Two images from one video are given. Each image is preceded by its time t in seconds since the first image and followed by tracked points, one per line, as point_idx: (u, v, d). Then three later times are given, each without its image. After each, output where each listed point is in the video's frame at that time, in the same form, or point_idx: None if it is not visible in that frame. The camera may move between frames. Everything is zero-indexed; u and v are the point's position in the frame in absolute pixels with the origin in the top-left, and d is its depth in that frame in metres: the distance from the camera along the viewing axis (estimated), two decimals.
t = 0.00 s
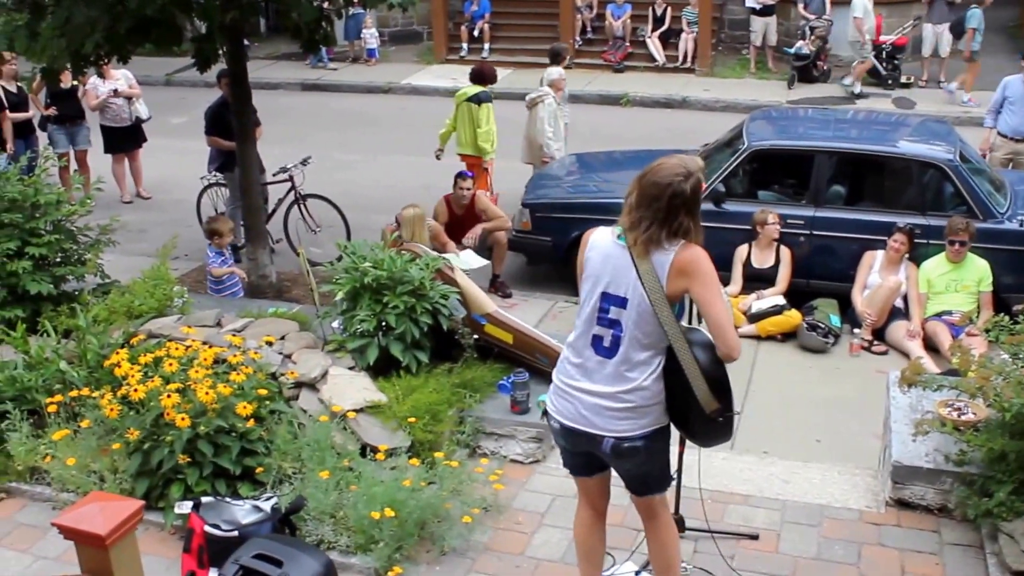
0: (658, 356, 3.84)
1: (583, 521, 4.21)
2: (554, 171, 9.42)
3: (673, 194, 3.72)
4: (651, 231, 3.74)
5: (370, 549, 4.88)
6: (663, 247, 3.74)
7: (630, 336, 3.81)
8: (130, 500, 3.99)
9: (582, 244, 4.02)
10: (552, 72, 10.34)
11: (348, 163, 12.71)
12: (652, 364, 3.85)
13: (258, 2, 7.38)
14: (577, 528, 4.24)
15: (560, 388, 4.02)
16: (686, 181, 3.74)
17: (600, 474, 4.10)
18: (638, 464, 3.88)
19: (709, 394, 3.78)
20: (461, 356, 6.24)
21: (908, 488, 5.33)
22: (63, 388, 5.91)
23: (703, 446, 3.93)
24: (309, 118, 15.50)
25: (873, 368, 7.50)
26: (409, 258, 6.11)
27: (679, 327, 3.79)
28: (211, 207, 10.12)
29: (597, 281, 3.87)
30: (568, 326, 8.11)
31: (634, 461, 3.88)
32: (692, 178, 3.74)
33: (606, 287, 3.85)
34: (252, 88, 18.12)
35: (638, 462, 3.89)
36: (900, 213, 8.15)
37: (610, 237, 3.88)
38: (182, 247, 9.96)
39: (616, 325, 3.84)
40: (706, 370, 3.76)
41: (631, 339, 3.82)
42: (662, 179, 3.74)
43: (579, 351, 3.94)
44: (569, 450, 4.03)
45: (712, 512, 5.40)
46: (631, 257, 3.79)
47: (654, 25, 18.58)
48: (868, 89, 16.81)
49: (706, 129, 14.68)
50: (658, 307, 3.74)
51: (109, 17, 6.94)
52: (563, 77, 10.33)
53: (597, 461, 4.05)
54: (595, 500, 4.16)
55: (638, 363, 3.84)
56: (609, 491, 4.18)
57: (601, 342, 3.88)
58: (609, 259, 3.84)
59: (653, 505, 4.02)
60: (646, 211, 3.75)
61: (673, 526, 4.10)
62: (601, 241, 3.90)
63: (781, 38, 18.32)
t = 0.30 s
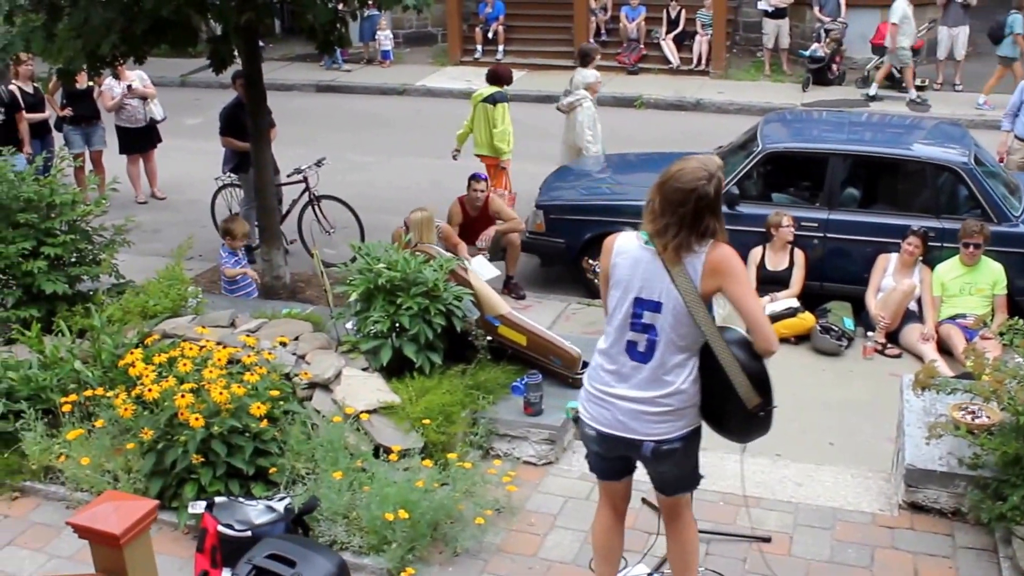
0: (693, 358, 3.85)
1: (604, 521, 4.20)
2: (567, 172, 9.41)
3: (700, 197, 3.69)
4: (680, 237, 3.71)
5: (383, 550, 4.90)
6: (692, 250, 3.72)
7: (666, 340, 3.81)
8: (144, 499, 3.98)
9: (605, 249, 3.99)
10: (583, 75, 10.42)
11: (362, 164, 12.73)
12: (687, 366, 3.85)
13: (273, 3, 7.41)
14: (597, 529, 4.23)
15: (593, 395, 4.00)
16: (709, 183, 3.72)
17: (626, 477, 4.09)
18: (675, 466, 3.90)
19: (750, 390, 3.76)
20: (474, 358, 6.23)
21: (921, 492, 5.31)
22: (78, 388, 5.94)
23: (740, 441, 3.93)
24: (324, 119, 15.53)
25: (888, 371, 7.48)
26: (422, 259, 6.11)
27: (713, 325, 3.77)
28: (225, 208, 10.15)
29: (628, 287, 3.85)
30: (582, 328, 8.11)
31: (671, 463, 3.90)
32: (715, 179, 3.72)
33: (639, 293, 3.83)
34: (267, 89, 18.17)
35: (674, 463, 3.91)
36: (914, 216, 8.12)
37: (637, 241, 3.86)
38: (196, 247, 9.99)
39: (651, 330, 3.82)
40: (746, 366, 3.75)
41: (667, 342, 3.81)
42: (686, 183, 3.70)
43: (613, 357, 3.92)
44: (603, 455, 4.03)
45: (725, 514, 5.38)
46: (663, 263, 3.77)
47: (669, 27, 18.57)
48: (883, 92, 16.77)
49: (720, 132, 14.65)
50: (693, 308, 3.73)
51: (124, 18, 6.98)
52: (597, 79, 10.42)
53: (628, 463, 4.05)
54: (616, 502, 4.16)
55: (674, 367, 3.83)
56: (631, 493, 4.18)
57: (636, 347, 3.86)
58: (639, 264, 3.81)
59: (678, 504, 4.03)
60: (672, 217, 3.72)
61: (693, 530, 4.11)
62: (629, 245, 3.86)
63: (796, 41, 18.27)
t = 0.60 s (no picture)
0: (739, 355, 3.88)
1: (631, 521, 4.20)
2: (581, 175, 9.43)
3: (729, 193, 3.68)
4: (714, 235, 3.71)
5: (395, 552, 4.90)
6: (729, 246, 3.75)
7: (717, 340, 3.82)
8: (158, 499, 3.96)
9: (631, 259, 3.92)
10: (621, 75, 10.61)
11: (376, 166, 12.76)
12: (735, 363, 3.89)
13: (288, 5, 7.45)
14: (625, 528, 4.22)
15: (644, 408, 3.95)
16: (733, 178, 3.71)
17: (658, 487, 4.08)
18: (732, 463, 3.93)
19: (800, 376, 3.85)
20: (487, 360, 6.25)
21: (934, 496, 5.29)
22: (92, 388, 5.96)
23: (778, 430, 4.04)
24: (337, 121, 15.56)
25: (901, 376, 7.46)
26: (436, 261, 6.11)
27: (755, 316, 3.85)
28: (240, 209, 10.19)
29: (671, 294, 3.82)
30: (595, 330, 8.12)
31: (730, 461, 3.93)
32: (738, 173, 3.72)
33: (683, 298, 3.81)
34: (282, 91, 18.22)
35: (725, 465, 3.92)
36: (928, 220, 8.11)
37: (670, 246, 3.81)
38: (211, 248, 10.03)
39: (700, 333, 3.82)
40: (795, 354, 3.88)
41: (718, 342, 3.83)
42: (713, 181, 3.68)
43: (662, 366, 3.89)
44: (652, 465, 4.00)
45: (738, 517, 5.38)
46: (703, 265, 3.76)
47: (683, 30, 18.57)
48: (897, 96, 16.73)
49: (735, 135, 14.63)
50: (739, 305, 3.77)
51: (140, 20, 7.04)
52: (636, 78, 10.58)
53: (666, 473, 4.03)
54: (647, 505, 4.15)
55: (725, 366, 3.86)
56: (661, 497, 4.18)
57: (686, 352, 3.85)
58: (679, 269, 3.78)
59: (711, 508, 4.06)
60: (703, 217, 3.70)
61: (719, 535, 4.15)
62: (663, 252, 3.81)
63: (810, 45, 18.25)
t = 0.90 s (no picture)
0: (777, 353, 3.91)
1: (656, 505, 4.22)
2: (594, 178, 9.44)
3: (753, 199, 3.72)
4: (742, 241, 3.76)
5: (408, 553, 4.91)
6: (758, 248, 3.80)
7: (758, 340, 3.84)
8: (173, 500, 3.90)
9: (659, 271, 3.87)
10: (656, 77, 10.76)
11: (390, 168, 12.78)
12: (775, 362, 3.91)
13: (304, 8, 7.49)
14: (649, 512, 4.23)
15: (691, 419, 3.91)
16: (754, 184, 3.74)
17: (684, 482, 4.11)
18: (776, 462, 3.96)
19: (838, 362, 3.93)
20: (501, 362, 6.26)
21: (947, 501, 5.28)
22: (105, 388, 5.99)
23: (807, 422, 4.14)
24: (351, 123, 15.59)
25: (914, 381, 7.45)
26: (449, 264, 6.13)
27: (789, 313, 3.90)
28: (254, 210, 10.22)
29: (711, 300, 3.80)
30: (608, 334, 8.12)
31: (774, 462, 3.95)
32: (759, 178, 3.76)
33: (723, 301, 3.80)
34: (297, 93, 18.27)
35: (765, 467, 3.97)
36: (941, 225, 8.11)
37: (700, 254, 3.81)
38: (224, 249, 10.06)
39: (742, 335, 3.83)
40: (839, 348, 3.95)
41: (759, 343, 3.84)
42: (738, 189, 3.70)
43: (707, 374, 3.86)
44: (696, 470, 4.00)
45: (750, 521, 5.37)
46: (740, 272, 3.79)
47: (697, 35, 18.55)
48: (910, 101, 16.71)
49: (749, 140, 14.61)
50: (777, 301, 3.82)
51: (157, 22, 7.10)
52: (672, 82, 10.71)
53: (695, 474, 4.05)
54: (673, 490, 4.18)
55: (768, 366, 3.87)
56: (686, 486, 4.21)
57: (729, 356, 3.84)
58: (716, 274, 3.79)
59: (734, 511, 4.12)
60: (729, 224, 3.74)
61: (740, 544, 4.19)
62: (697, 260, 3.80)
63: (824, 49, 18.23)
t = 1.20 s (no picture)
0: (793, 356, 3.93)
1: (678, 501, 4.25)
2: (607, 182, 9.45)
3: (777, 197, 3.76)
4: (764, 238, 3.77)
5: (419, 556, 4.90)
6: (779, 248, 3.83)
7: (778, 343, 3.85)
8: (186, 501, 3.86)
9: (681, 273, 3.85)
10: (691, 78, 10.80)
11: (404, 171, 12.80)
12: (792, 365, 3.93)
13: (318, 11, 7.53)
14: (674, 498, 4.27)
15: (710, 422, 3.90)
16: (777, 182, 3.78)
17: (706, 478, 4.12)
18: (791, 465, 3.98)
19: (851, 363, 3.94)
20: (513, 365, 6.26)
21: (960, 507, 5.26)
22: (119, 388, 6.01)
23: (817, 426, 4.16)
24: (365, 126, 15.63)
25: (927, 386, 7.44)
26: (463, 267, 6.14)
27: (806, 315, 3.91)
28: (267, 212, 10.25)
29: (733, 302, 3.80)
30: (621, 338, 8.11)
31: (789, 465, 3.98)
32: (781, 177, 3.80)
33: (745, 304, 3.80)
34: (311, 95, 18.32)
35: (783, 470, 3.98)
36: (955, 230, 8.09)
37: (724, 255, 3.81)
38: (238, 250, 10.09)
39: (763, 337, 3.83)
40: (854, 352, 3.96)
41: (779, 345, 3.86)
42: (761, 186, 3.74)
43: (727, 376, 3.85)
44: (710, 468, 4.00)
45: (762, 526, 5.36)
46: (762, 274, 3.81)
47: (710, 39, 18.53)
48: (924, 107, 16.69)
49: (762, 144, 14.60)
50: (795, 303, 3.85)
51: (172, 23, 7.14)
52: (707, 83, 10.72)
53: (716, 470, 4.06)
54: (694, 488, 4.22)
55: (785, 369, 3.89)
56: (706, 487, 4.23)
57: (749, 359, 3.84)
58: (739, 276, 3.79)
59: (750, 517, 4.11)
60: (752, 221, 3.76)
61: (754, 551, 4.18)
62: (720, 262, 3.79)
63: (838, 54, 18.23)
